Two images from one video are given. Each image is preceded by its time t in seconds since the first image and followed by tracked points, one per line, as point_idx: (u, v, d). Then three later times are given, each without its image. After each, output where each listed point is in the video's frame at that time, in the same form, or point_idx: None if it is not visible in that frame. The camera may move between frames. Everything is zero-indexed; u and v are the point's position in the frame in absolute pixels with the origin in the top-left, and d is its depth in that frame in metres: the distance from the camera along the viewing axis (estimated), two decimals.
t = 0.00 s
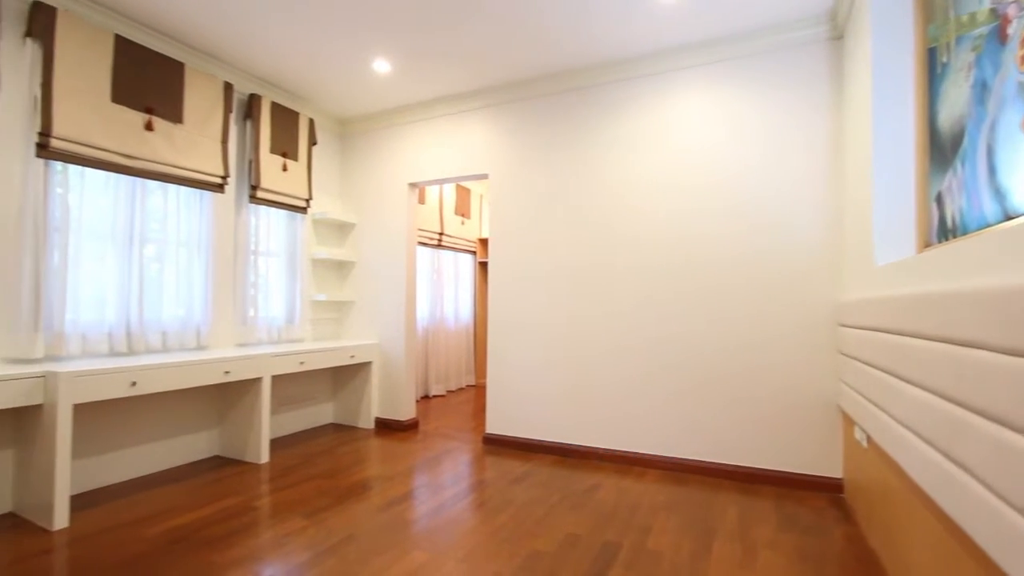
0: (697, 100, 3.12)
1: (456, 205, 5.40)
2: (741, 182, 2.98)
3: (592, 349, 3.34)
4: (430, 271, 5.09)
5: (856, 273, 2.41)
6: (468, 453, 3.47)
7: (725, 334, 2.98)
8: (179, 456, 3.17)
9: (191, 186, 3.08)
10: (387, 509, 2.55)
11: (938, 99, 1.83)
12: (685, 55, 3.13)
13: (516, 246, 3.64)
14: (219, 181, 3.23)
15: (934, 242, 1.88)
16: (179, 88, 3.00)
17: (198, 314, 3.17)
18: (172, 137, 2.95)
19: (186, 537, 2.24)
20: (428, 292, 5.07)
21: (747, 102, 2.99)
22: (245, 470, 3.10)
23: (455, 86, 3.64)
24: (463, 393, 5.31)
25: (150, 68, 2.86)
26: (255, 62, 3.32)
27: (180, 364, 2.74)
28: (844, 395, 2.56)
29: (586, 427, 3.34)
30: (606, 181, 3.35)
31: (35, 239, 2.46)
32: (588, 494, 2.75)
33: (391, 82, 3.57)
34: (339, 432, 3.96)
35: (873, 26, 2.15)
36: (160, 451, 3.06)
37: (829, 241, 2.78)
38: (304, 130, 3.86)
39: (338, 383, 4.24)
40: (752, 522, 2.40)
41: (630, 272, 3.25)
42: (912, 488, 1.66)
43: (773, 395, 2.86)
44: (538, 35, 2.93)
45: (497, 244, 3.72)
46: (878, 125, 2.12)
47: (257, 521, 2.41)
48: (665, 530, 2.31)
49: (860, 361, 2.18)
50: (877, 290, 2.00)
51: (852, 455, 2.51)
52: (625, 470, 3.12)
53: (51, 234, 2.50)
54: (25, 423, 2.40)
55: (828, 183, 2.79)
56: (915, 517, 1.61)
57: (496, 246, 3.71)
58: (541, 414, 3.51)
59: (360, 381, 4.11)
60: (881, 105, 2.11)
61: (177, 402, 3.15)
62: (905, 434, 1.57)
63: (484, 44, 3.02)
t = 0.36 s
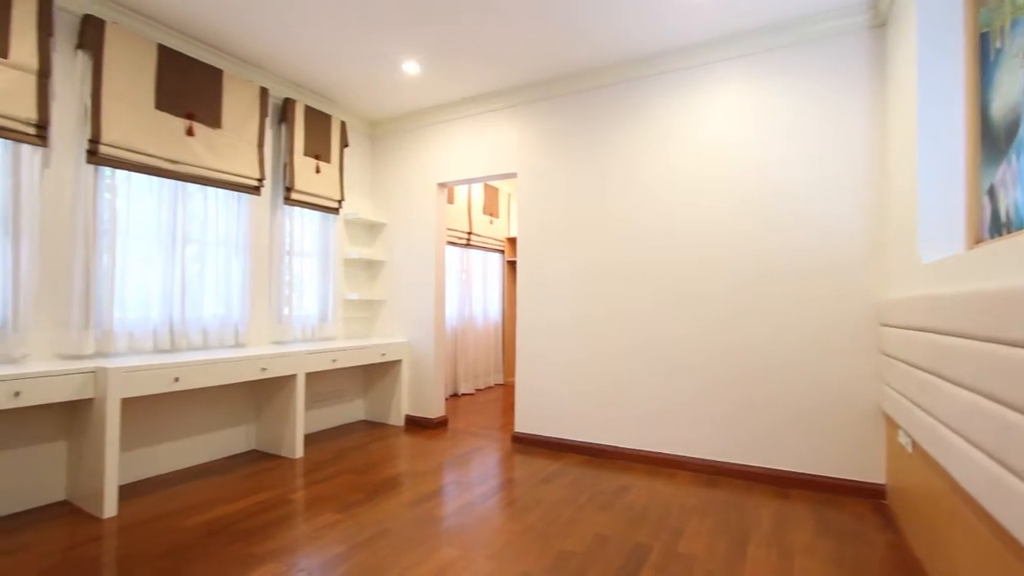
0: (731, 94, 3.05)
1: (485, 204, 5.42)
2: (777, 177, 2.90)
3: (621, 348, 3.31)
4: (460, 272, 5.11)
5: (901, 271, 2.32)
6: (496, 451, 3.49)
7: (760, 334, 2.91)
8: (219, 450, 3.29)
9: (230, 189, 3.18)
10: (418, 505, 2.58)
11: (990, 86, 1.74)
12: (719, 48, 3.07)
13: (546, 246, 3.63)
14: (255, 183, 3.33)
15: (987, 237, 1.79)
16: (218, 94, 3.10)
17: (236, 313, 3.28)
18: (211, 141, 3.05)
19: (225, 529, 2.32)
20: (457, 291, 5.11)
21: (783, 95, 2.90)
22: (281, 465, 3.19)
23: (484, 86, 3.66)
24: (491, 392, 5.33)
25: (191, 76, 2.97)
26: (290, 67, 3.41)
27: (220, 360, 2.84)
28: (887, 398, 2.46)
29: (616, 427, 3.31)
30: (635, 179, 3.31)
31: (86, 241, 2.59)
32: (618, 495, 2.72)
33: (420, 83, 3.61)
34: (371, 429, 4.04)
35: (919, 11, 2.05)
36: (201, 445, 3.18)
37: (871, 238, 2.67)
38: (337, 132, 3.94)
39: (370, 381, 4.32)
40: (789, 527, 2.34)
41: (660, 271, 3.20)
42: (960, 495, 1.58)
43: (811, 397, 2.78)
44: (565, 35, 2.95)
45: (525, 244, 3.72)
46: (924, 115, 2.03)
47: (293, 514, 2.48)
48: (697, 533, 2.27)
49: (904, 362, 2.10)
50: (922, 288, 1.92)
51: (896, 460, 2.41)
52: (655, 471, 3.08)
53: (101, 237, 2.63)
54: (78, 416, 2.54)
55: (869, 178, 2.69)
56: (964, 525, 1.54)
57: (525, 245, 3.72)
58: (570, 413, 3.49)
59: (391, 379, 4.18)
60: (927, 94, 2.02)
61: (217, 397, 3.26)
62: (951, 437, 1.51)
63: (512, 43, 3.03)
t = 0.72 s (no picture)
0: (765, 87, 2.97)
1: (513, 203, 5.43)
2: (814, 172, 2.81)
3: (652, 348, 3.26)
4: (489, 271, 5.14)
5: (948, 268, 2.21)
6: (525, 450, 3.49)
7: (797, 333, 2.82)
8: (256, 445, 3.39)
9: (265, 192, 3.27)
10: (448, 503, 2.61)
11: None
12: (753, 40, 2.99)
13: (574, 244, 3.61)
14: (290, 186, 3.42)
15: None
16: (254, 99, 3.20)
17: (272, 312, 3.37)
18: (248, 146, 3.15)
19: (262, 522, 2.39)
20: (486, 290, 5.13)
21: (821, 86, 2.81)
22: (315, 460, 3.27)
23: (512, 85, 3.66)
24: (520, 391, 5.33)
25: (228, 83, 3.07)
26: (322, 72, 3.49)
27: (258, 358, 2.93)
28: (934, 401, 2.35)
29: (646, 428, 3.27)
30: (666, 175, 3.26)
31: (132, 243, 2.71)
32: (649, 497, 2.68)
33: (449, 84, 3.64)
34: (401, 426, 4.10)
35: None
36: (239, 440, 3.28)
37: (916, 234, 2.56)
38: (368, 135, 4.01)
39: (400, 379, 4.39)
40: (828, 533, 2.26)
41: (692, 269, 3.15)
42: (1014, 505, 1.50)
43: (851, 400, 2.68)
44: (592, 31, 2.93)
45: (553, 242, 3.71)
46: (974, 104, 1.92)
47: (327, 509, 2.54)
48: (731, 538, 2.22)
49: (952, 363, 2.00)
50: (972, 286, 1.83)
51: (944, 466, 2.30)
52: (687, 473, 3.03)
53: (146, 239, 2.75)
54: (125, 410, 2.66)
55: (914, 171, 2.57)
56: (1018, 537, 1.46)
57: (553, 244, 3.70)
58: (599, 413, 3.46)
59: (421, 377, 4.23)
60: (977, 82, 1.92)
61: (254, 394, 3.37)
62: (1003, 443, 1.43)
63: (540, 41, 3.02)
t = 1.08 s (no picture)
0: (805, 79, 2.88)
1: (543, 202, 5.42)
2: (856, 166, 2.71)
3: (684, 348, 3.21)
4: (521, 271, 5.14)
5: (1002, 266, 2.10)
6: (555, 450, 3.48)
7: (838, 333, 2.73)
8: (292, 441, 3.49)
9: (301, 194, 3.36)
10: (478, 501, 2.63)
11: None
12: (791, 31, 2.90)
13: (604, 243, 3.58)
14: (324, 188, 3.50)
15: None
16: (290, 105, 3.29)
17: (308, 311, 3.46)
18: (284, 150, 3.24)
19: (298, 515, 2.46)
20: (515, 290, 5.14)
21: (863, 77, 2.71)
22: (349, 456, 3.34)
23: (541, 84, 3.66)
24: (550, 391, 5.32)
25: (266, 89, 3.16)
26: (355, 76, 3.56)
27: (294, 356, 3.02)
28: (987, 405, 2.24)
29: (679, 430, 3.21)
30: (699, 172, 3.20)
31: (176, 245, 2.82)
32: (682, 499, 2.64)
33: (478, 85, 3.66)
34: (432, 424, 4.14)
35: None
36: (276, 435, 3.39)
37: (966, 230, 2.44)
38: (399, 137, 4.07)
39: (431, 377, 4.43)
40: (871, 542, 2.18)
41: (726, 268, 3.08)
42: None
43: (896, 403, 2.58)
44: (623, 27, 2.89)
45: (583, 241, 3.68)
46: None
47: (361, 505, 2.59)
48: (768, 543, 2.16)
49: (1007, 366, 1.90)
50: None
51: (998, 475, 2.19)
52: (721, 477, 2.96)
53: (189, 241, 2.86)
54: (170, 405, 2.77)
55: (965, 164, 2.45)
56: None
57: (583, 243, 3.68)
58: (630, 414, 3.42)
59: (451, 376, 4.26)
60: None
61: (291, 391, 3.46)
62: None
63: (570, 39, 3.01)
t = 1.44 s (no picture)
0: (849, 70, 2.77)
1: (574, 201, 5.39)
2: (903, 159, 2.60)
3: (720, 348, 3.13)
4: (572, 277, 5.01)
5: None
6: (587, 451, 3.45)
7: (885, 334, 2.61)
8: (328, 437, 3.57)
9: (336, 196, 3.44)
10: (511, 500, 2.63)
11: None
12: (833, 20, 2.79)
13: (637, 242, 3.53)
14: (358, 190, 3.58)
15: None
16: (326, 109, 3.37)
17: (343, 311, 3.54)
18: (320, 153, 3.32)
19: (335, 509, 2.52)
20: (546, 289, 5.13)
21: (912, 67, 2.59)
22: (383, 453, 3.40)
23: (572, 82, 3.64)
24: (581, 390, 5.28)
25: (303, 94, 3.25)
26: (388, 79, 3.62)
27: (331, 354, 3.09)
28: None
29: (715, 432, 3.14)
30: (735, 168, 3.12)
31: (219, 246, 2.93)
32: (718, 503, 2.58)
33: (509, 85, 3.67)
34: (463, 423, 4.17)
35: None
36: (313, 431, 3.47)
37: None
38: (431, 138, 4.11)
39: (462, 376, 4.47)
40: (921, 552, 2.08)
41: (764, 266, 2.99)
42: None
43: (947, 408, 2.46)
44: (656, 22, 2.85)
45: (615, 240, 3.65)
46: None
47: (395, 501, 2.63)
48: (810, 551, 2.09)
49: None
50: None
51: None
52: (759, 481, 2.88)
53: (231, 243, 2.96)
54: (213, 401, 2.88)
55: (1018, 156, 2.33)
56: None
57: (615, 242, 3.64)
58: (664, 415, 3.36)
59: (482, 374, 4.29)
60: None
61: (327, 388, 3.55)
62: None
63: (602, 35, 2.97)
